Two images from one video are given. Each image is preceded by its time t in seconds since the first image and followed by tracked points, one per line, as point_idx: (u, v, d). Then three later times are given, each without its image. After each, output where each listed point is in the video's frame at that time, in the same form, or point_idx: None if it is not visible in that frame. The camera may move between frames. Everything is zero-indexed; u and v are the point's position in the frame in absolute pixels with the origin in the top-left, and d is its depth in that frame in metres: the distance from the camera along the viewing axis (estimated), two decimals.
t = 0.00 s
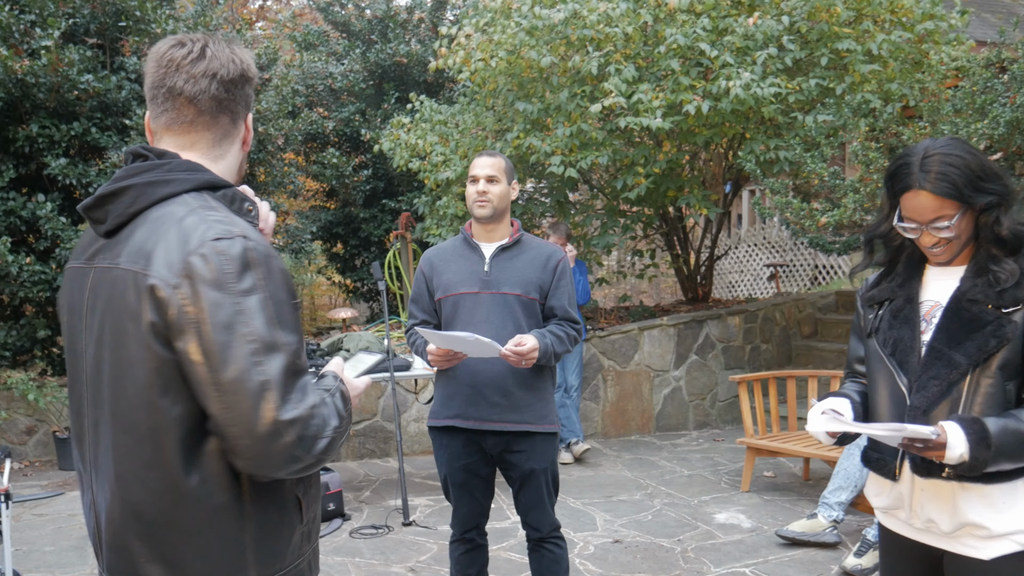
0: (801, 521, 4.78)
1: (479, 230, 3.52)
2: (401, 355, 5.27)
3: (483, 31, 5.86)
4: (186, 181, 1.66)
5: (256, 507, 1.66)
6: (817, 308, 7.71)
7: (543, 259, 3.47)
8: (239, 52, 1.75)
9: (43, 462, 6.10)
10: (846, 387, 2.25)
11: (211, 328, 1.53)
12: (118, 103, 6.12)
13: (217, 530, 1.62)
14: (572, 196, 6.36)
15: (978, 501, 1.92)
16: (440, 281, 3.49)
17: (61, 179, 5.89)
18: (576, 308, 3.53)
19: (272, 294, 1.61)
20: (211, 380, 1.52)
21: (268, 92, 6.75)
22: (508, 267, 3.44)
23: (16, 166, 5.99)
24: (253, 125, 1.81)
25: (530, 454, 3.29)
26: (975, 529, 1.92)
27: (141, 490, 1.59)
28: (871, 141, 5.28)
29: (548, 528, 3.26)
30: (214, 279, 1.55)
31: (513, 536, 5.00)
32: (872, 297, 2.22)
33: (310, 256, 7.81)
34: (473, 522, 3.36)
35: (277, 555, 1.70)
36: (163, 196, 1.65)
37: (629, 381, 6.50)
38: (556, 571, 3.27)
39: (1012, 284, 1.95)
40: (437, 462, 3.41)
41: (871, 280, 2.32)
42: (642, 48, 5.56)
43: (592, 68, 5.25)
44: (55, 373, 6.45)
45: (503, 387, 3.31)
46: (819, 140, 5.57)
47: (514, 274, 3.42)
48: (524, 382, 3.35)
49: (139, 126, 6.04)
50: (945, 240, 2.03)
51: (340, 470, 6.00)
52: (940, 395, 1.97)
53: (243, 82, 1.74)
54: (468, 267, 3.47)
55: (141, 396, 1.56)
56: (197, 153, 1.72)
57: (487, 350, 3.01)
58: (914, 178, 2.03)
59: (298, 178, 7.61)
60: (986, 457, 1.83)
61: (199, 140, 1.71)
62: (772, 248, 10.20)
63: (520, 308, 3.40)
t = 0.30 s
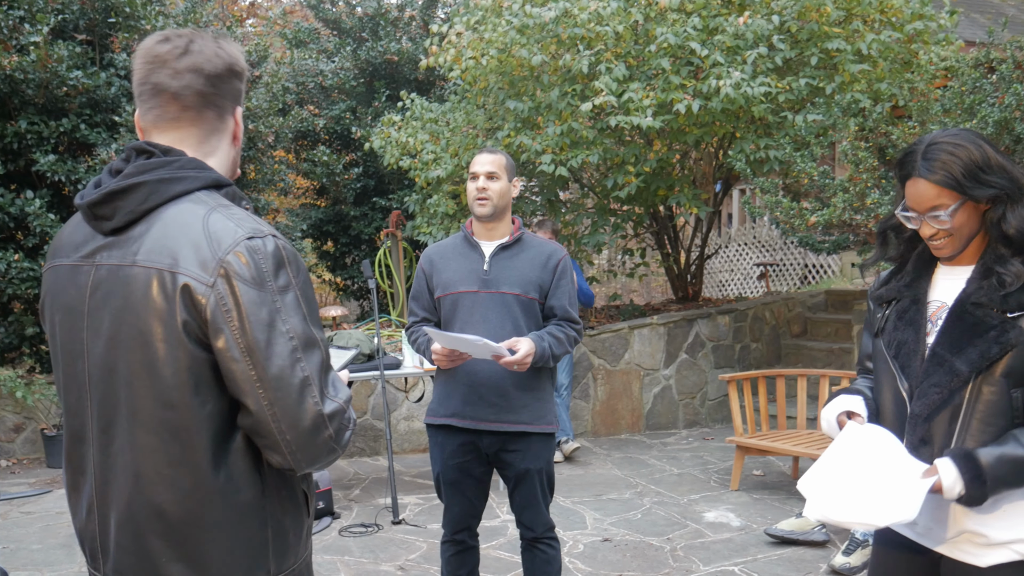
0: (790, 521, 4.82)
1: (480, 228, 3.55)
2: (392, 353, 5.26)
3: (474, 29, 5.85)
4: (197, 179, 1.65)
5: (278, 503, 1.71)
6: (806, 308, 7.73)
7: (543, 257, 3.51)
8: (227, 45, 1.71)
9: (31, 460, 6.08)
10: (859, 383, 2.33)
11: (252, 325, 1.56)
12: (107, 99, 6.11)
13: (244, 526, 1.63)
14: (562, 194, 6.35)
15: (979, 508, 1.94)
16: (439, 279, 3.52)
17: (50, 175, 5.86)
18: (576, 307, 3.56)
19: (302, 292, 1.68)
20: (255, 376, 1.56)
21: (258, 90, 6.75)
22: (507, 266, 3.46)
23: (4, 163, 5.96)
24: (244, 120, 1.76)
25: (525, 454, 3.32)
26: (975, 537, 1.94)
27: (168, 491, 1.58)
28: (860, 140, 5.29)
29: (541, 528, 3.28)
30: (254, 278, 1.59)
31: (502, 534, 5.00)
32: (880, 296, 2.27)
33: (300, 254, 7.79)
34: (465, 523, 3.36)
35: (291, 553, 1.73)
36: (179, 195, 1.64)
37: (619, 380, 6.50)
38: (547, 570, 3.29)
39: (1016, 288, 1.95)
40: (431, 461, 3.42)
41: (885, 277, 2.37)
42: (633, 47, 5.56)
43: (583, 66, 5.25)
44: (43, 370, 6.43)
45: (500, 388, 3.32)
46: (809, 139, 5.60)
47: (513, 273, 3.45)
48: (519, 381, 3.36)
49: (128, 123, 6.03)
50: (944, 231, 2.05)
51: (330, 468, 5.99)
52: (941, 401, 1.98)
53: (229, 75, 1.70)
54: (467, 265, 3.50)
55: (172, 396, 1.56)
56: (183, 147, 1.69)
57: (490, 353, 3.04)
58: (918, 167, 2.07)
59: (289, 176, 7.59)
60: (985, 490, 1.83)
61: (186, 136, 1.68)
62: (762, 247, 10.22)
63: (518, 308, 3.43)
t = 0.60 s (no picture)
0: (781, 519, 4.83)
1: (477, 225, 3.57)
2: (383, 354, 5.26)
3: (464, 29, 5.85)
4: (155, 181, 1.58)
5: (239, 503, 1.60)
6: (797, 307, 7.74)
7: (536, 256, 3.53)
8: (165, 33, 1.65)
9: (21, 462, 6.05)
10: (852, 379, 2.35)
11: (186, 322, 1.44)
12: (97, 100, 6.09)
13: (199, 532, 1.54)
14: (554, 194, 6.34)
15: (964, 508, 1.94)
16: (432, 279, 3.51)
17: (39, 176, 5.84)
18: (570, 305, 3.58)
19: (248, 286, 1.53)
20: (189, 377, 1.44)
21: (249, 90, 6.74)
22: (502, 265, 3.47)
23: None
24: (164, 107, 1.62)
25: (520, 454, 3.32)
26: (957, 537, 1.94)
27: (121, 492, 1.51)
28: (851, 139, 5.30)
29: (535, 527, 3.28)
30: (188, 272, 1.47)
31: (495, 534, 5.00)
32: (872, 293, 2.32)
33: (291, 254, 7.78)
34: (460, 522, 3.37)
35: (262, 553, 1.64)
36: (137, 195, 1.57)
37: (611, 379, 6.50)
38: (540, 571, 3.30)
39: (1003, 284, 1.96)
40: (426, 461, 3.41)
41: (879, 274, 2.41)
42: (624, 46, 5.57)
43: (573, 66, 5.26)
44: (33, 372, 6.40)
45: (495, 387, 3.32)
46: (799, 139, 5.61)
47: (507, 272, 3.46)
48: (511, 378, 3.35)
49: (118, 123, 6.01)
50: (936, 219, 2.08)
51: (322, 469, 5.97)
52: (926, 398, 1.99)
53: (152, 62, 1.63)
54: (461, 265, 3.50)
55: (116, 397, 1.48)
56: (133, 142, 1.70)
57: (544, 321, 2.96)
58: (915, 156, 2.12)
59: (279, 176, 7.58)
60: (961, 492, 1.82)
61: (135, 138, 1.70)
62: (753, 247, 10.23)
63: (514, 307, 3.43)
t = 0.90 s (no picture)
0: (774, 519, 4.83)
1: (471, 227, 3.58)
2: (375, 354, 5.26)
3: (458, 29, 5.84)
4: (106, 184, 1.54)
5: (141, 511, 1.45)
6: (790, 307, 7.74)
7: (529, 258, 3.56)
8: (152, 35, 1.67)
9: (12, 462, 6.03)
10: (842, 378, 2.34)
11: (50, 327, 1.35)
12: (89, 99, 6.08)
13: (100, 537, 1.45)
14: (547, 193, 6.33)
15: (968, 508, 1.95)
16: (425, 279, 3.50)
17: (30, 175, 5.82)
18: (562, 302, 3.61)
19: (126, 292, 1.38)
20: (49, 385, 1.35)
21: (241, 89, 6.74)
22: (497, 266, 3.48)
23: None
24: (145, 109, 1.63)
25: (514, 453, 3.32)
26: (961, 537, 1.94)
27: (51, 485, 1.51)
28: (843, 140, 5.31)
29: (528, 527, 3.28)
30: (62, 276, 1.38)
31: (487, 534, 4.99)
32: (865, 295, 2.31)
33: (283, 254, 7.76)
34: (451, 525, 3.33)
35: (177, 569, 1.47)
36: (81, 201, 1.54)
37: (604, 379, 6.49)
38: (532, 571, 3.30)
39: (1000, 283, 1.98)
40: (419, 463, 3.38)
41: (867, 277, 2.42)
42: (617, 46, 5.57)
43: (567, 66, 5.26)
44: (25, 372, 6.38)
45: (491, 387, 3.32)
46: (792, 139, 5.62)
47: (503, 273, 3.47)
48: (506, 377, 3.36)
49: (111, 122, 6.00)
50: (930, 214, 2.12)
51: (314, 469, 5.96)
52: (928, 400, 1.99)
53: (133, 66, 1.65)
54: (455, 266, 3.49)
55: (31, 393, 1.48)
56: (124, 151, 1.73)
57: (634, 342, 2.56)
58: (913, 152, 2.16)
59: (272, 176, 7.56)
60: (963, 495, 1.84)
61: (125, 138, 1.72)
62: (747, 247, 10.25)
63: (510, 307, 3.43)
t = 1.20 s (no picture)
0: (766, 518, 4.81)
1: (463, 227, 3.57)
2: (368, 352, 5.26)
3: (452, 28, 5.83)
4: (77, 186, 1.63)
5: (81, 504, 1.53)
6: (784, 306, 7.74)
7: (521, 260, 3.57)
8: (147, 38, 1.72)
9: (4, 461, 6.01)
10: (833, 377, 2.31)
11: None
12: (81, 97, 6.05)
13: (55, 525, 1.57)
14: (541, 193, 6.32)
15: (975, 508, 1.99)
16: (419, 277, 3.49)
17: (22, 174, 5.80)
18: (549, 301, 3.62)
19: (39, 294, 1.44)
20: None
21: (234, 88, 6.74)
22: (489, 264, 3.49)
23: None
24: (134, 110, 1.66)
25: (507, 449, 3.32)
26: (968, 537, 1.98)
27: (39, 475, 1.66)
28: (837, 140, 5.30)
29: (518, 524, 3.29)
30: None
31: (481, 533, 5.00)
32: (864, 296, 2.28)
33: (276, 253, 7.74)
34: (445, 521, 3.34)
35: (110, 565, 1.52)
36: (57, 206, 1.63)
37: (598, 378, 6.49)
38: (524, 567, 3.31)
39: (1003, 281, 2.05)
40: (412, 462, 3.36)
41: (858, 278, 2.40)
42: (611, 46, 5.57)
43: (561, 66, 5.26)
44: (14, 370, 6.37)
45: (485, 386, 3.32)
46: (786, 139, 5.61)
47: (496, 271, 3.48)
48: (501, 376, 3.36)
49: (103, 121, 5.99)
50: (924, 210, 2.15)
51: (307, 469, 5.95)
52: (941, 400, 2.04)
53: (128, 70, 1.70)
54: (449, 264, 3.49)
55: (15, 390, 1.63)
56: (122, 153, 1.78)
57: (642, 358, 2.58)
58: (911, 148, 2.19)
59: (265, 175, 7.54)
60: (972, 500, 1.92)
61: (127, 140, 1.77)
62: (740, 246, 10.25)
63: (503, 307, 3.45)
